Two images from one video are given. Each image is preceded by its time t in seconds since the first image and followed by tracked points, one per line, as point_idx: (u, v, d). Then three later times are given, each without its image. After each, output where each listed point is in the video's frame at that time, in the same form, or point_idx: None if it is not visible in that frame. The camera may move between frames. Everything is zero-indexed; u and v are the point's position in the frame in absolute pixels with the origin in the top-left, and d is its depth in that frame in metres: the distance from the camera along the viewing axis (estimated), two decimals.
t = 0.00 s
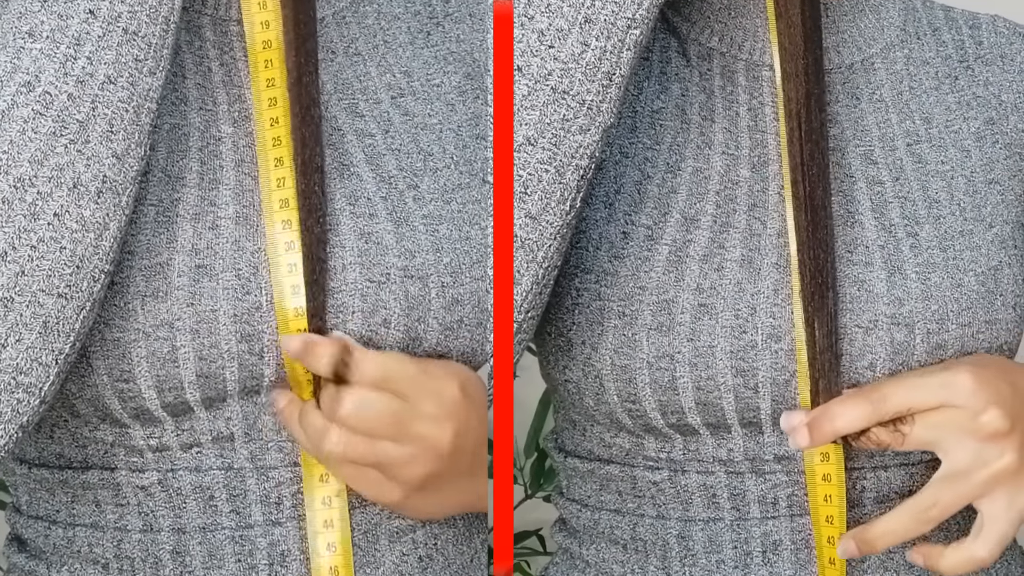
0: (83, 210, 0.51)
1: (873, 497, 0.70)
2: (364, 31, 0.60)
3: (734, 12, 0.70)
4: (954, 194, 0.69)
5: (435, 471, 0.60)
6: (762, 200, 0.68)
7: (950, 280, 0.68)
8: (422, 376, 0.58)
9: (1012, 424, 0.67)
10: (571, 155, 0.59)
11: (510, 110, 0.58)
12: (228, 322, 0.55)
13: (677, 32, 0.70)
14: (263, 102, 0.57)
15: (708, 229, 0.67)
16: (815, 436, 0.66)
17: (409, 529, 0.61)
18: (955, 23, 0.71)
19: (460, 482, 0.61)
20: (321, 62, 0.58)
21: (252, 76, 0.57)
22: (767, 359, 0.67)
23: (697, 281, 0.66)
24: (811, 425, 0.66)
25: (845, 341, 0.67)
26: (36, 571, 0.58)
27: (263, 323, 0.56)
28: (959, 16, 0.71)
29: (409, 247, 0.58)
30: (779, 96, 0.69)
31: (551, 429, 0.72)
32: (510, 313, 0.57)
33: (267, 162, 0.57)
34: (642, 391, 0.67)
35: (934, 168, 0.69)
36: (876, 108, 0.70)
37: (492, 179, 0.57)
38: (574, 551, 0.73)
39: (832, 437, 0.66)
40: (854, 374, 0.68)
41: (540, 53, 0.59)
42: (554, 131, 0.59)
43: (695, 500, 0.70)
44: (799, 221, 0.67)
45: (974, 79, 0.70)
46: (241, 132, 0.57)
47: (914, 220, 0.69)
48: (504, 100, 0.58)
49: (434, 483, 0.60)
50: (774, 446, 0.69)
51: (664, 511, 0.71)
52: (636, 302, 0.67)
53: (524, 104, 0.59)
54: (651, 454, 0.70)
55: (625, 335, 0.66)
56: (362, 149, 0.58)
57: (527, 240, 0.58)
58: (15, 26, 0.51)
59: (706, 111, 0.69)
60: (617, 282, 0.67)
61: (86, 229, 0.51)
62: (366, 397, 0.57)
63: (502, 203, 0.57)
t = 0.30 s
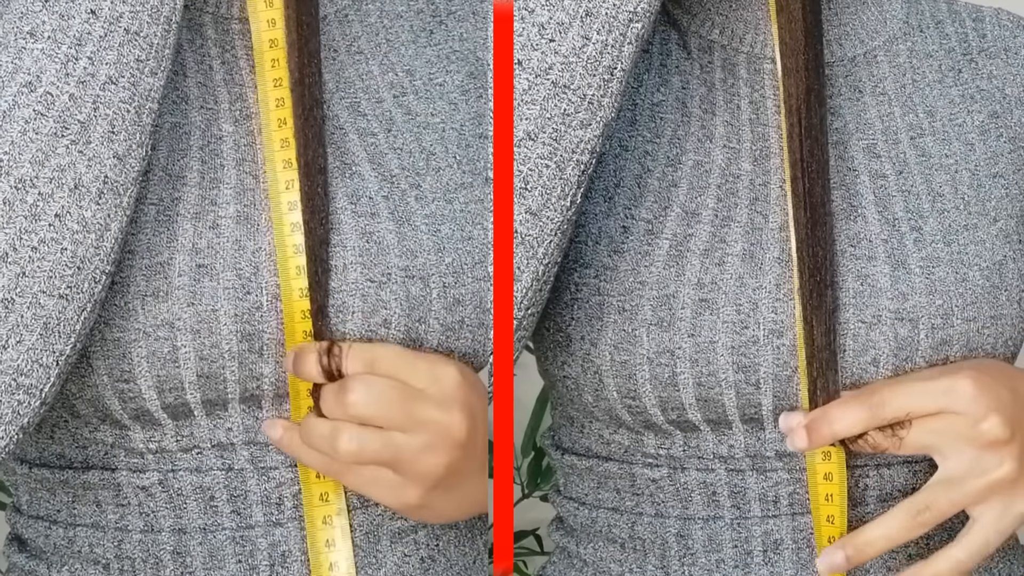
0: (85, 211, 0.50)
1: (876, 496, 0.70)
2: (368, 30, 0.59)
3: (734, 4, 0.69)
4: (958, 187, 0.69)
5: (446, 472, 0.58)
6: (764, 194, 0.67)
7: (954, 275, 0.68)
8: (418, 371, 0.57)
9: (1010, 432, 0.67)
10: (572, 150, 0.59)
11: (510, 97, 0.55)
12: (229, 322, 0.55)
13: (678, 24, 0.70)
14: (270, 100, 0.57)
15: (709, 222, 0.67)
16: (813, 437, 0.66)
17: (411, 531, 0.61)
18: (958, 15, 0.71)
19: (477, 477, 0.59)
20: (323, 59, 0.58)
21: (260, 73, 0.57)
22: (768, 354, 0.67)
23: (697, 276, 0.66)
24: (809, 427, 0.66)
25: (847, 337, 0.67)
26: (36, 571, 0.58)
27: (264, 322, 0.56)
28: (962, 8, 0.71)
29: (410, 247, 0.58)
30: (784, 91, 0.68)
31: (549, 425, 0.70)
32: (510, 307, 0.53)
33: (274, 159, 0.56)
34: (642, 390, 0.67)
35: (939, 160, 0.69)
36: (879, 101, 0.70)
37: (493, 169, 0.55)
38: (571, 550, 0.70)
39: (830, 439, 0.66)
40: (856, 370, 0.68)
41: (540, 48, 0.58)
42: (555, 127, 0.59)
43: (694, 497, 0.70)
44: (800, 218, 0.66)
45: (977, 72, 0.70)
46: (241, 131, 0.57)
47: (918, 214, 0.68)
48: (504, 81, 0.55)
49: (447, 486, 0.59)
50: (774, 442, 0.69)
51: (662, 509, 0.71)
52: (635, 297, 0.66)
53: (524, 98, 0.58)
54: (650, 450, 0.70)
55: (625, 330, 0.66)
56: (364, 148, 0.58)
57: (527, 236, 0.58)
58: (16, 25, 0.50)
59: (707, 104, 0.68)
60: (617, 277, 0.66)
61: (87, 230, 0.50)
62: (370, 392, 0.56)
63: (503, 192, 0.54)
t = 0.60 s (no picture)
0: (87, 206, 0.50)
1: (878, 496, 0.70)
2: (369, 25, 0.58)
3: None
4: (962, 183, 0.69)
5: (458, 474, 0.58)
6: (765, 190, 0.67)
7: (959, 272, 0.68)
8: (424, 374, 0.57)
9: (1018, 440, 0.68)
10: (572, 146, 0.58)
11: (511, 97, 0.56)
12: (231, 319, 0.55)
13: (678, 18, 0.69)
14: (275, 98, 0.56)
15: (710, 220, 0.66)
16: (817, 443, 0.67)
17: (414, 529, 0.61)
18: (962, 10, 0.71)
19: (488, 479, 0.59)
20: (324, 56, 0.57)
21: (263, 72, 0.56)
22: (771, 353, 0.66)
23: (698, 274, 0.66)
24: (813, 431, 0.67)
25: (851, 334, 0.67)
26: (35, 571, 0.57)
27: (266, 319, 0.55)
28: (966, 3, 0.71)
29: (413, 243, 0.58)
30: (785, 85, 0.68)
31: (548, 424, 0.68)
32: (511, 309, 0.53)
33: (279, 156, 0.56)
34: (641, 387, 0.66)
35: (942, 156, 0.69)
36: (882, 95, 0.70)
37: (494, 169, 0.56)
38: (569, 552, 0.69)
39: (835, 444, 0.67)
40: (860, 368, 0.68)
41: (540, 41, 0.57)
42: (554, 123, 0.57)
43: (695, 498, 0.69)
44: (801, 215, 0.66)
45: (982, 67, 0.69)
46: (243, 127, 0.56)
47: (921, 210, 0.68)
48: (504, 80, 0.56)
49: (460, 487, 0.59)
50: (776, 441, 0.69)
51: (662, 510, 0.70)
52: (636, 295, 0.65)
53: (524, 94, 0.57)
54: (650, 450, 0.69)
55: (625, 328, 0.65)
56: (367, 144, 0.57)
57: (527, 234, 0.57)
58: (19, 19, 0.50)
59: (707, 99, 0.68)
60: (617, 275, 0.65)
61: (90, 226, 0.50)
62: (377, 398, 0.57)
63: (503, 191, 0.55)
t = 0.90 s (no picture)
0: (91, 202, 0.49)
1: (878, 493, 0.70)
2: (370, 20, 0.57)
3: None
4: (964, 176, 0.68)
5: (459, 483, 0.59)
6: (765, 182, 0.67)
7: (961, 265, 0.68)
8: (425, 383, 0.56)
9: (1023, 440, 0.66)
10: (569, 135, 0.57)
11: (510, 86, 0.55)
12: (235, 316, 0.54)
13: (677, 9, 0.69)
14: (277, 94, 0.56)
15: (710, 212, 0.66)
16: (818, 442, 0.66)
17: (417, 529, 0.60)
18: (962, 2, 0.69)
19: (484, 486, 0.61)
20: (325, 51, 0.57)
21: (267, 68, 0.56)
22: (770, 346, 0.66)
23: (697, 266, 0.66)
24: (816, 429, 0.66)
25: (852, 329, 0.67)
26: (35, 572, 0.56)
27: (271, 317, 0.55)
28: None
29: (418, 240, 0.57)
30: (786, 77, 0.68)
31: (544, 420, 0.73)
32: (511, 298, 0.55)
33: (281, 152, 0.55)
34: (640, 382, 0.67)
35: (945, 149, 0.68)
36: (883, 87, 0.69)
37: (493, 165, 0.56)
38: (567, 547, 0.72)
39: (837, 443, 0.65)
40: (861, 363, 0.67)
41: (537, 29, 0.57)
42: (553, 111, 0.57)
43: (693, 494, 0.70)
44: (802, 207, 0.66)
45: (983, 60, 0.69)
46: (245, 122, 0.55)
47: (923, 204, 0.68)
48: (504, 68, 0.55)
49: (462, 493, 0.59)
50: (775, 437, 0.68)
51: (660, 506, 0.70)
52: (634, 288, 0.66)
53: (521, 81, 0.57)
54: (648, 445, 0.70)
55: (623, 321, 0.66)
56: (370, 140, 0.57)
57: (525, 223, 0.56)
58: (20, 12, 0.49)
59: (707, 90, 0.68)
60: (615, 267, 0.66)
61: (94, 222, 0.50)
62: (378, 408, 0.56)
63: (503, 180, 0.55)
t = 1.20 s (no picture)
0: (91, 195, 0.49)
1: (877, 495, 0.70)
2: (371, 13, 0.57)
3: None
4: (965, 176, 0.67)
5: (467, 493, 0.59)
6: (764, 181, 0.66)
7: (962, 265, 0.67)
8: (432, 391, 0.57)
9: None
10: (568, 134, 0.56)
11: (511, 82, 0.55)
12: (236, 312, 0.53)
13: (675, 6, 0.68)
14: (279, 90, 0.55)
15: (708, 212, 0.65)
16: (818, 446, 0.66)
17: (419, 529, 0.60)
18: None
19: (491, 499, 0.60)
20: (324, 46, 0.56)
21: (268, 62, 0.55)
22: (770, 348, 0.66)
23: (697, 267, 0.65)
24: (816, 433, 0.66)
25: (852, 330, 0.66)
26: (33, 571, 0.56)
27: (272, 313, 0.54)
28: None
29: (420, 236, 0.56)
30: (786, 74, 0.67)
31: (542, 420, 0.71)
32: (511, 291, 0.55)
33: (281, 147, 0.55)
34: (638, 383, 0.66)
35: (945, 149, 0.67)
36: (883, 86, 0.68)
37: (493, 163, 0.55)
38: (563, 549, 0.72)
39: (836, 446, 0.66)
40: (861, 365, 0.66)
41: (536, 27, 0.55)
42: (552, 109, 0.56)
43: (691, 496, 0.69)
44: (803, 205, 0.65)
45: (985, 57, 0.67)
46: (245, 117, 0.55)
47: (923, 203, 0.67)
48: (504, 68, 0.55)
49: (476, 508, 0.59)
50: (774, 438, 0.68)
51: (658, 508, 0.70)
52: (633, 288, 0.65)
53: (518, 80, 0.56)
54: (646, 447, 0.69)
55: (621, 323, 0.65)
56: (371, 135, 0.56)
57: (524, 224, 0.55)
58: (18, 6, 0.49)
59: (705, 88, 0.67)
60: (613, 267, 0.65)
61: (94, 216, 0.49)
62: (385, 413, 0.56)
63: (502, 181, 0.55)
